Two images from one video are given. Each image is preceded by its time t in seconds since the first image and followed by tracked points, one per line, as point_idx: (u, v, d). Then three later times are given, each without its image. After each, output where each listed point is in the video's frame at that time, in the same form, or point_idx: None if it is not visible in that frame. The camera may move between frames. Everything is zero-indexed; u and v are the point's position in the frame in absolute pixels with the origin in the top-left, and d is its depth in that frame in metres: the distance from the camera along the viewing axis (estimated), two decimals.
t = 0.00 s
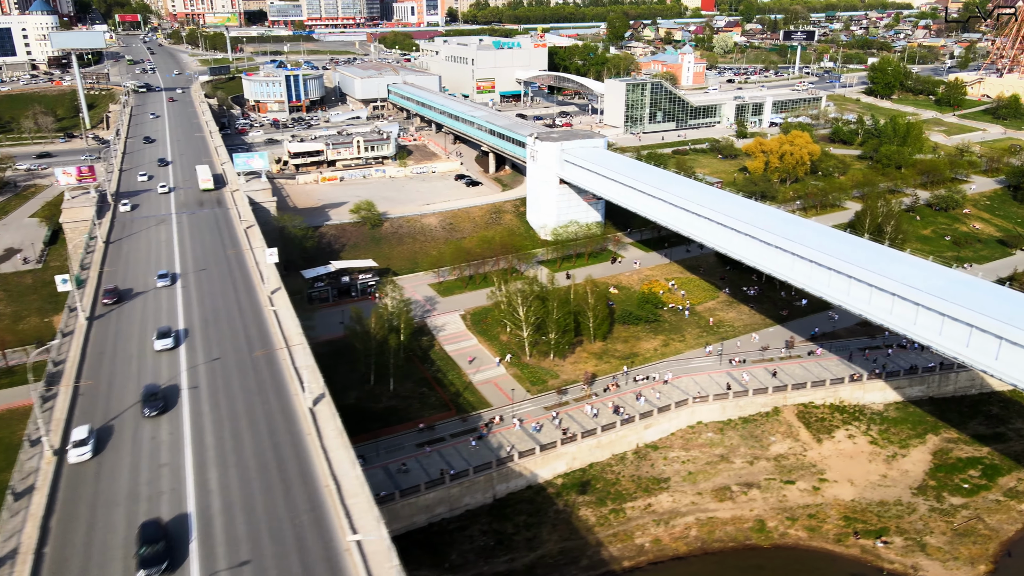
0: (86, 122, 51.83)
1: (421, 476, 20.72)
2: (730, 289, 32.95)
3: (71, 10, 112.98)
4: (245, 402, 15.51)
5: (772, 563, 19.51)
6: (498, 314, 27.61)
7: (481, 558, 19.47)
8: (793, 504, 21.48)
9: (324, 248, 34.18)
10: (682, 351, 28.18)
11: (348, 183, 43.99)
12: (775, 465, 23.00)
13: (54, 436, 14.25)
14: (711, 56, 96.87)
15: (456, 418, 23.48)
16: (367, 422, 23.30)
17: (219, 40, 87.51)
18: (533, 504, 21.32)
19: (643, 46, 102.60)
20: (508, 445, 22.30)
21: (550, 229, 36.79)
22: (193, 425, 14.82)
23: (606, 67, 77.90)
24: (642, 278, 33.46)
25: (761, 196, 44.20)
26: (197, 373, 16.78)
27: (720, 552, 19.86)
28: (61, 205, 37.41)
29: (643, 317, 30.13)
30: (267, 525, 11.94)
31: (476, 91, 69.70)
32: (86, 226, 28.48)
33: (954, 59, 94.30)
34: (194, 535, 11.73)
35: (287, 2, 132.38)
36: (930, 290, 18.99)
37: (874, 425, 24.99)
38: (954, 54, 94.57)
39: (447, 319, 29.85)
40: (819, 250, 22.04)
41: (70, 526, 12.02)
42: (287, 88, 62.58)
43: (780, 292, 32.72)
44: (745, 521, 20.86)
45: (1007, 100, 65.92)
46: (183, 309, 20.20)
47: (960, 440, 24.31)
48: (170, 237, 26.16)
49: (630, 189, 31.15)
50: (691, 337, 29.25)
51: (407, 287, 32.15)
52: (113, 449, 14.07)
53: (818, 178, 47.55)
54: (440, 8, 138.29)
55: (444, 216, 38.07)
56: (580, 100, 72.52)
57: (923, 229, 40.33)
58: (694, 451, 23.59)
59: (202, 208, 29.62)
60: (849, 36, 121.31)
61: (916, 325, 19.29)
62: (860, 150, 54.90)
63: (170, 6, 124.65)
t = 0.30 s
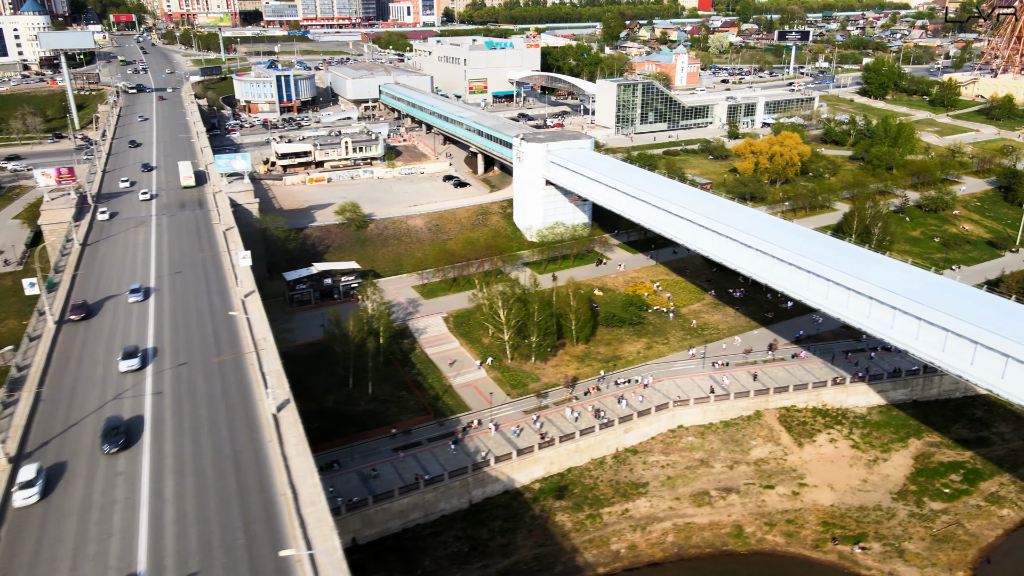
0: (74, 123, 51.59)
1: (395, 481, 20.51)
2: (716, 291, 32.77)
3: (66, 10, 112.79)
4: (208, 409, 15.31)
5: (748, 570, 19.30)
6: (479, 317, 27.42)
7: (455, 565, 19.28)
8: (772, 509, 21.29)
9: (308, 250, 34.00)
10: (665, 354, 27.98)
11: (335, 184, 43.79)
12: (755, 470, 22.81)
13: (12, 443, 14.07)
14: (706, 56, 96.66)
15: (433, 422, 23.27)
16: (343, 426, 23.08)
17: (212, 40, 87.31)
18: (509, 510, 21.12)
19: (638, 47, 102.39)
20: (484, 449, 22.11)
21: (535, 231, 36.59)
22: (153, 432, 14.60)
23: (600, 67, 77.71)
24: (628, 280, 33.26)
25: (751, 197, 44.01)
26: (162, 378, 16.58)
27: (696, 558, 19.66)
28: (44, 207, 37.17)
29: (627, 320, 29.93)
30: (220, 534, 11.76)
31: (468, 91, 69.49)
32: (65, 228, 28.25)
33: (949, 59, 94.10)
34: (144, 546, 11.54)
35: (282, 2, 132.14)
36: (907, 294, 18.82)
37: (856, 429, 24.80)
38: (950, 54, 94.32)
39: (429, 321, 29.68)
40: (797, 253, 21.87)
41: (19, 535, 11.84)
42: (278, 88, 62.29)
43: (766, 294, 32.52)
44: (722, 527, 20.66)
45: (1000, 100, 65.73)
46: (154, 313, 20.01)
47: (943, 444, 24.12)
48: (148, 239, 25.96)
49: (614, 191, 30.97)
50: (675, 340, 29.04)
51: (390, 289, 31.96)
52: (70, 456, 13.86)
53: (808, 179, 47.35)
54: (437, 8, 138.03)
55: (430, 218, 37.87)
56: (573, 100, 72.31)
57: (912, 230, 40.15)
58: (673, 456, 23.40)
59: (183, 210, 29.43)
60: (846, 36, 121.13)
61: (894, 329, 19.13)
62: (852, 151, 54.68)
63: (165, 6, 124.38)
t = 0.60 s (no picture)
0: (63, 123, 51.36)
1: (373, 486, 20.35)
2: (703, 292, 32.59)
3: (61, 10, 112.62)
4: (175, 414, 15.14)
5: None
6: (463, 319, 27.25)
7: (430, 570, 19.11)
8: (752, 513, 21.12)
9: (293, 252, 33.85)
10: (650, 357, 27.81)
11: (324, 185, 43.61)
12: (737, 474, 22.65)
13: None
14: (701, 56, 96.40)
15: (413, 426, 23.11)
16: (322, 430, 22.90)
17: (206, 40, 87.13)
18: (488, 515, 20.96)
19: (634, 47, 102.18)
20: (464, 453, 21.94)
21: (523, 232, 36.43)
22: (118, 437, 14.44)
23: (594, 67, 77.51)
24: (615, 282, 33.08)
25: (741, 198, 43.84)
26: (131, 382, 16.39)
27: (675, 564, 19.49)
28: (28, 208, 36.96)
29: (612, 322, 29.75)
30: (176, 542, 11.62)
31: (462, 92, 69.29)
32: (47, 229, 28.14)
33: (945, 60, 93.88)
34: (99, 556, 11.36)
35: (279, 2, 131.92)
36: (886, 297, 18.67)
37: (840, 433, 24.63)
38: (945, 54, 94.09)
39: (413, 324, 29.51)
40: (779, 256, 21.72)
41: None
42: (269, 89, 62.11)
43: (753, 296, 32.34)
44: (702, 532, 20.49)
45: (995, 101, 65.54)
46: (127, 316, 19.83)
47: (927, 448, 23.95)
48: (128, 241, 25.83)
49: (600, 192, 30.80)
50: (660, 342, 28.87)
51: (375, 291, 31.80)
52: (31, 462, 13.70)
53: (799, 180, 47.14)
54: (433, 7, 137.73)
55: (418, 219, 37.70)
56: (566, 100, 72.07)
57: (902, 232, 39.98)
58: (655, 460, 23.23)
59: (166, 212, 29.29)
60: (842, 36, 120.91)
61: (873, 332, 18.96)
62: (844, 152, 54.48)
63: (161, 6, 124.07)
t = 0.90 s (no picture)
0: (51, 124, 51.12)
1: (346, 491, 20.15)
2: (689, 295, 32.40)
3: (56, 10, 112.37)
4: (137, 420, 14.95)
5: None
6: (443, 322, 27.06)
7: None
8: (731, 519, 20.92)
9: (277, 254, 33.65)
10: (633, 360, 27.61)
11: (311, 186, 43.39)
12: (716, 478, 22.46)
13: None
14: (696, 57, 96.25)
15: (390, 430, 22.91)
16: (299, 434, 22.70)
17: (199, 40, 86.98)
18: (463, 520, 20.76)
19: (629, 47, 101.97)
20: (440, 458, 21.75)
21: (508, 234, 36.23)
22: (77, 444, 14.24)
23: (587, 67, 77.35)
24: (600, 284, 32.89)
25: (730, 199, 43.66)
26: (95, 387, 16.22)
27: (650, 570, 19.28)
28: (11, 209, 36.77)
29: (596, 325, 29.55)
30: (126, 553, 11.45)
31: (454, 92, 69.09)
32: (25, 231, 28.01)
33: (940, 60, 93.74)
34: (45, 566, 11.18)
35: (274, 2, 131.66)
36: (861, 300, 18.50)
37: (822, 436, 24.44)
38: (941, 55, 93.86)
39: (394, 326, 29.32)
40: (757, 258, 21.54)
41: None
42: (260, 89, 61.89)
43: (739, 299, 32.15)
44: (679, 537, 20.29)
45: (988, 102, 65.40)
46: (99, 319, 19.63)
47: (909, 452, 23.76)
48: (105, 243, 25.60)
49: (584, 194, 30.65)
50: (644, 345, 28.67)
51: (358, 293, 31.61)
52: None
53: (790, 181, 46.95)
54: (429, 8, 137.52)
55: (403, 221, 37.51)
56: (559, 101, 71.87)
57: (891, 233, 39.79)
58: (635, 464, 23.03)
59: (147, 213, 29.05)
60: (838, 36, 120.82)
61: (848, 337, 18.80)
62: (836, 153, 54.28)
63: (156, 6, 123.91)
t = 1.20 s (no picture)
0: (41, 124, 50.93)
1: (322, 496, 19.98)
2: (676, 297, 32.22)
3: (50, 9, 112.18)
4: (102, 426, 14.77)
5: None
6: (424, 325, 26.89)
7: None
8: (711, 524, 20.75)
9: (262, 256, 33.47)
10: (617, 363, 27.44)
11: (300, 187, 43.21)
12: (698, 483, 22.30)
13: None
14: (691, 57, 96.05)
15: (368, 434, 22.72)
16: (277, 438, 22.52)
17: (193, 40, 86.97)
18: (441, 525, 20.59)
19: (625, 47, 101.80)
20: (419, 462, 21.59)
21: (496, 235, 36.06)
22: (39, 451, 14.04)
23: (581, 68, 77.14)
24: (586, 286, 32.71)
25: (721, 200, 43.49)
26: (63, 391, 16.03)
27: None
28: None
29: (581, 327, 29.35)
30: (79, 565, 11.28)
31: (447, 93, 68.94)
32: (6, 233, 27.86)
33: (936, 60, 93.48)
34: None
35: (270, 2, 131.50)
36: (840, 304, 18.34)
37: (806, 440, 24.27)
38: (937, 55, 93.62)
39: (378, 329, 29.16)
40: (738, 261, 21.38)
41: None
42: (252, 90, 61.68)
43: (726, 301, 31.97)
44: (658, 543, 20.11)
45: (982, 102, 65.20)
46: (72, 322, 19.45)
47: (893, 456, 23.59)
48: (85, 245, 25.40)
49: (570, 196, 30.51)
50: (629, 348, 28.50)
51: (343, 295, 31.42)
52: None
53: (781, 182, 46.76)
54: (426, 8, 137.25)
55: (391, 222, 37.35)
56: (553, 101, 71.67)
57: (881, 234, 39.65)
58: (616, 468, 22.87)
59: (129, 215, 28.87)
60: (835, 36, 120.67)
61: (827, 340, 18.63)
62: (828, 153, 54.08)
63: (152, 6, 123.69)
